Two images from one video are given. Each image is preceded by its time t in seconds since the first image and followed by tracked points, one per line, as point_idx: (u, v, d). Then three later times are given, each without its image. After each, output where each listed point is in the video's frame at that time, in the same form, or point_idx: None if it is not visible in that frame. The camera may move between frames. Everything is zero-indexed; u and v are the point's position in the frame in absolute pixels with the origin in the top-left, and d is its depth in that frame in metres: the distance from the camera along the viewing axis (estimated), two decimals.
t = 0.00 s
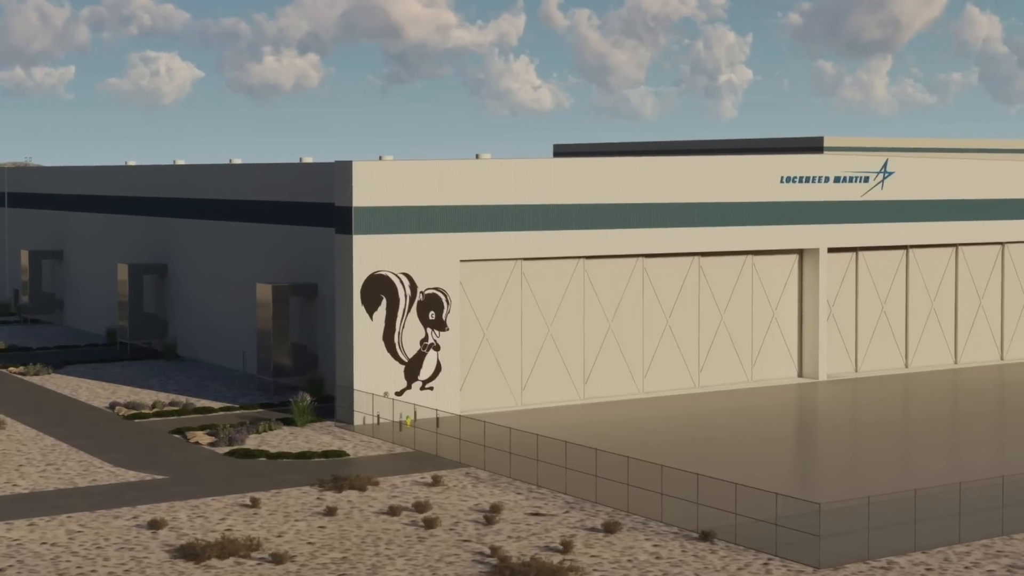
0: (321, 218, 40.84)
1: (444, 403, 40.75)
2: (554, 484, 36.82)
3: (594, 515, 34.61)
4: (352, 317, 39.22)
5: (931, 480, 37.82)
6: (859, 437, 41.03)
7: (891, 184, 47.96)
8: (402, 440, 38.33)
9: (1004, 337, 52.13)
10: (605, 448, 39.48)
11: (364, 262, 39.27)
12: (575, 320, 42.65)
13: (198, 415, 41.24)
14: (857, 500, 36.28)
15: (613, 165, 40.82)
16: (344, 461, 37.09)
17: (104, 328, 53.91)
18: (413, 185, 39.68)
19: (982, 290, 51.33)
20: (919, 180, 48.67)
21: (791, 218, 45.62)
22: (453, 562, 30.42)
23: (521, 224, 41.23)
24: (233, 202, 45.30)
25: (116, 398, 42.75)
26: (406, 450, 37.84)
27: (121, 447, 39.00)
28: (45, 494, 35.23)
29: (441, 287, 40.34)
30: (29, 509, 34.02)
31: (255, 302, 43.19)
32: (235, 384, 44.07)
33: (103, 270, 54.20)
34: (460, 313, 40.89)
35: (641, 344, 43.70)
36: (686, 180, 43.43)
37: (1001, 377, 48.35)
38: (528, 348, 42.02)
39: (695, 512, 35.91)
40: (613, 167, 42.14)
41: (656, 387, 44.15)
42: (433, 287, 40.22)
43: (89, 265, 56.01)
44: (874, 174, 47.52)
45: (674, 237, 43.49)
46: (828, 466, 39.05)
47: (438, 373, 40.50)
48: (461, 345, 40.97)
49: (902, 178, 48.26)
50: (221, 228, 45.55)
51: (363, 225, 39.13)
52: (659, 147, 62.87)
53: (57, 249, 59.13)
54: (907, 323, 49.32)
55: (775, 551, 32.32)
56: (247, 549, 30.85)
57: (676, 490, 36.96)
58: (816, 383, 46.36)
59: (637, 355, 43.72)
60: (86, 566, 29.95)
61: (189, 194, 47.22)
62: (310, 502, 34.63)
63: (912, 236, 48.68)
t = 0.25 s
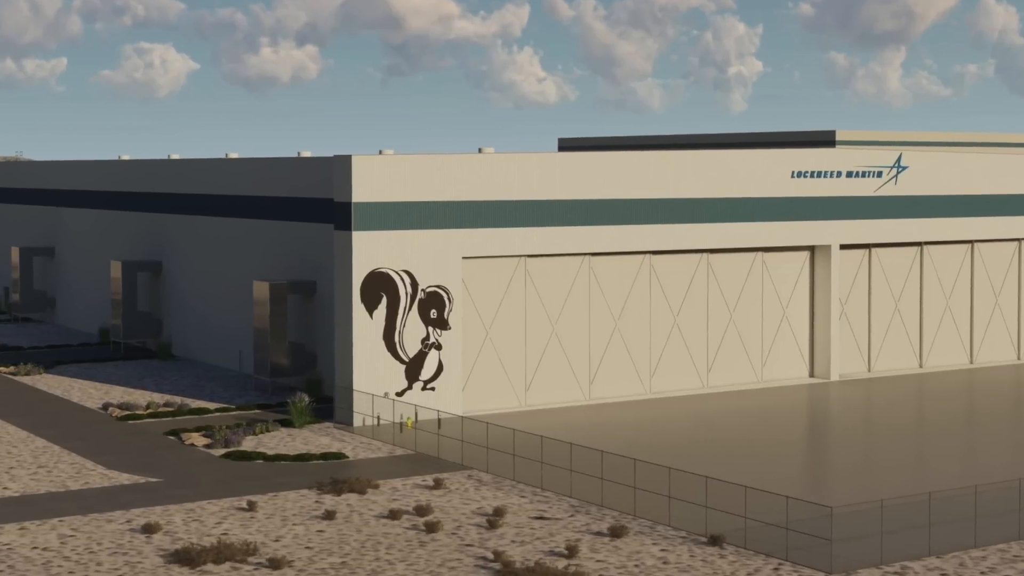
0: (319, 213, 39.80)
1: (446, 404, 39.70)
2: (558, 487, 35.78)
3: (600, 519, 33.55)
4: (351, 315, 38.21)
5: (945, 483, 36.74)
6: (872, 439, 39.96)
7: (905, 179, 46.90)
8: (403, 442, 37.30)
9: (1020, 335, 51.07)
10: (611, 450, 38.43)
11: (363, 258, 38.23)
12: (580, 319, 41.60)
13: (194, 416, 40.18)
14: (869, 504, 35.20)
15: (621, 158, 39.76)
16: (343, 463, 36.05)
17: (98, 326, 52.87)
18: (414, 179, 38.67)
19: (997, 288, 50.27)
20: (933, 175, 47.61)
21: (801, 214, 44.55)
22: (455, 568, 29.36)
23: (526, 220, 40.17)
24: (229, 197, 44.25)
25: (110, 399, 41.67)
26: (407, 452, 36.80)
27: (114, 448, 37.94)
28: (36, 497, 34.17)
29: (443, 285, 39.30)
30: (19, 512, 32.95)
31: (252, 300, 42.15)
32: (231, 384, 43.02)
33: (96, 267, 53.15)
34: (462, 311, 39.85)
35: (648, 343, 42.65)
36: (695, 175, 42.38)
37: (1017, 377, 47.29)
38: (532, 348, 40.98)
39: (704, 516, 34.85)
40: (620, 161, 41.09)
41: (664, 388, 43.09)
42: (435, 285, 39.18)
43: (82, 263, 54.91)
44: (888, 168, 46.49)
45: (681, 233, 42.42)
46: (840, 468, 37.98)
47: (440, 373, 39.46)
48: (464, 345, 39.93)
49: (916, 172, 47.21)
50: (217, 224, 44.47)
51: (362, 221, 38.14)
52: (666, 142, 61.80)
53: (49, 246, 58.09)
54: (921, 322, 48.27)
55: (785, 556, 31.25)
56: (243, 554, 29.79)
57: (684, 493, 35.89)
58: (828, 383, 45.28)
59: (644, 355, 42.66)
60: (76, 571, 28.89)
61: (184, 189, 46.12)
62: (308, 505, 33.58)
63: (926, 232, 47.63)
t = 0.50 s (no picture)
0: (318, 209, 38.78)
1: (448, 404, 38.69)
2: (563, 490, 34.72)
3: (606, 523, 32.48)
4: (351, 314, 37.23)
5: (960, 486, 35.65)
6: (886, 441, 38.88)
7: (920, 174, 45.83)
8: (404, 444, 36.27)
9: None
10: (618, 452, 37.37)
11: (363, 255, 37.22)
12: (586, 317, 40.53)
13: (189, 417, 39.13)
14: (883, 507, 34.12)
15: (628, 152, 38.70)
16: (342, 466, 35.00)
17: (91, 325, 51.83)
18: (414, 174, 37.68)
19: (1014, 286, 49.16)
20: (948, 170, 46.53)
21: (812, 210, 43.49)
22: (457, 573, 28.29)
23: (530, 215, 39.12)
24: (225, 192, 43.22)
25: (103, 399, 40.62)
26: (407, 454, 35.75)
27: (108, 450, 36.87)
28: (26, 501, 33.09)
29: (445, 282, 38.29)
30: (9, 517, 31.88)
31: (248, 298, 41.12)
32: (227, 385, 41.97)
33: (89, 264, 52.11)
34: (465, 309, 38.82)
35: (656, 343, 41.58)
36: (704, 170, 41.33)
37: None
38: (537, 347, 39.93)
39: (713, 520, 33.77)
40: (626, 155, 40.06)
41: (672, 388, 42.03)
42: (436, 282, 38.19)
43: (74, 260, 53.86)
44: (902, 163, 45.44)
45: (690, 229, 41.36)
46: (853, 471, 36.88)
47: (441, 373, 38.44)
48: (466, 344, 38.90)
49: (930, 167, 46.12)
50: (213, 220, 43.43)
51: (362, 216, 37.18)
52: (673, 139, 60.71)
53: (40, 243, 57.05)
54: (936, 321, 47.18)
55: (797, 562, 30.17)
56: (240, 559, 28.73)
57: (693, 496, 34.81)
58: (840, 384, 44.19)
59: (651, 355, 41.59)
60: None
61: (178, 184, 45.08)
62: (306, 509, 32.51)
63: (941, 229, 46.54)
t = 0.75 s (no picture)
0: (316, 204, 37.74)
1: (450, 405, 37.66)
2: (568, 493, 33.66)
3: (613, 527, 31.41)
4: (350, 312, 36.24)
5: (977, 489, 34.55)
6: (900, 443, 37.79)
7: (935, 168, 44.75)
8: (404, 446, 35.22)
9: None
10: (625, 455, 36.31)
11: (362, 251, 36.19)
12: (593, 316, 39.47)
13: (183, 418, 38.07)
14: (898, 511, 33.03)
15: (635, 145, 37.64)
16: (342, 468, 33.95)
17: (83, 323, 50.79)
18: (415, 168, 36.65)
19: None
20: (964, 164, 45.44)
21: (825, 205, 42.41)
22: None
23: (534, 211, 38.08)
24: (220, 187, 42.17)
25: (95, 400, 39.55)
26: (408, 457, 34.70)
27: (100, 453, 35.80)
28: (16, 504, 32.01)
29: (447, 280, 37.26)
30: None
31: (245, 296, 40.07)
32: (223, 385, 40.92)
33: (81, 261, 51.07)
34: (467, 308, 37.78)
35: (664, 342, 40.52)
36: (714, 164, 40.27)
37: None
38: (541, 347, 38.88)
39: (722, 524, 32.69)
40: (634, 149, 39.01)
41: (680, 389, 40.96)
42: (438, 280, 37.16)
43: (67, 257, 52.83)
44: (917, 157, 44.35)
45: (698, 226, 40.30)
46: (866, 474, 35.78)
47: (443, 373, 37.41)
48: (468, 343, 37.86)
49: (946, 161, 45.04)
50: (208, 215, 42.37)
51: (362, 211, 36.18)
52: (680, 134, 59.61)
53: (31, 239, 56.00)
54: (952, 320, 46.11)
55: (809, 567, 29.08)
56: (236, 564, 27.66)
57: (702, 499, 33.74)
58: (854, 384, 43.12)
59: (659, 355, 40.53)
60: None
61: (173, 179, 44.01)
62: (305, 513, 31.45)
63: (957, 225, 45.46)
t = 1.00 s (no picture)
0: (314, 199, 36.72)
1: (452, 406, 36.61)
2: (574, 496, 32.60)
3: (620, 532, 30.35)
4: (349, 310, 35.23)
5: (994, 493, 33.45)
6: (915, 445, 36.70)
7: (951, 162, 43.69)
8: (405, 449, 34.19)
9: None
10: (632, 458, 35.25)
11: (362, 248, 35.17)
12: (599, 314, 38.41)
13: (178, 419, 37.00)
14: (914, 515, 31.93)
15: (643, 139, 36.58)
16: (341, 471, 32.91)
17: (75, 322, 49.75)
18: (416, 162, 35.64)
19: None
20: (981, 158, 44.38)
21: (838, 200, 41.35)
22: None
23: (539, 206, 37.03)
24: (215, 181, 41.12)
25: (87, 401, 38.48)
26: (409, 459, 33.65)
27: (92, 455, 34.73)
28: (5, 509, 30.94)
29: (448, 278, 36.25)
30: None
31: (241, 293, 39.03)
32: (218, 385, 39.87)
33: (73, 258, 50.03)
34: (470, 306, 36.74)
35: (673, 341, 39.45)
36: (724, 158, 39.22)
37: None
38: (546, 346, 37.82)
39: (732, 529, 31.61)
40: (642, 142, 37.97)
41: (689, 389, 39.90)
42: (440, 278, 36.14)
43: (58, 254, 51.77)
44: (932, 151, 43.31)
45: (707, 222, 39.25)
46: (880, 476, 34.68)
47: (445, 373, 36.39)
48: (471, 342, 36.82)
49: (962, 155, 43.97)
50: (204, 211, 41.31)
51: (361, 207, 35.19)
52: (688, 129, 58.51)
53: (21, 236, 54.96)
54: (968, 318, 45.05)
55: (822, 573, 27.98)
56: (232, 570, 26.60)
57: (711, 504, 32.66)
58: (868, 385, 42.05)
59: (668, 355, 39.46)
60: None
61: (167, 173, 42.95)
62: (303, 517, 30.39)
63: (975, 220, 44.40)
